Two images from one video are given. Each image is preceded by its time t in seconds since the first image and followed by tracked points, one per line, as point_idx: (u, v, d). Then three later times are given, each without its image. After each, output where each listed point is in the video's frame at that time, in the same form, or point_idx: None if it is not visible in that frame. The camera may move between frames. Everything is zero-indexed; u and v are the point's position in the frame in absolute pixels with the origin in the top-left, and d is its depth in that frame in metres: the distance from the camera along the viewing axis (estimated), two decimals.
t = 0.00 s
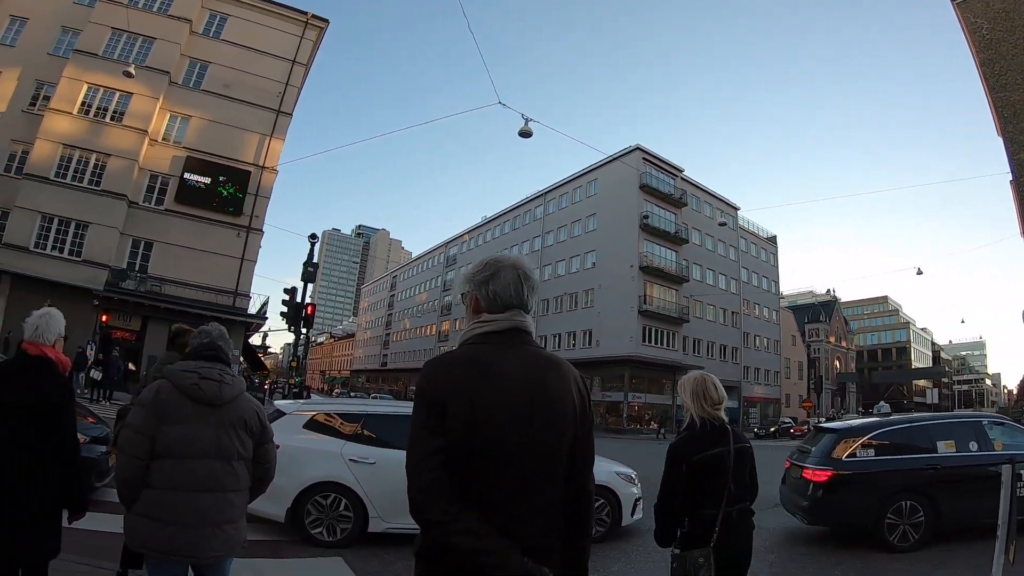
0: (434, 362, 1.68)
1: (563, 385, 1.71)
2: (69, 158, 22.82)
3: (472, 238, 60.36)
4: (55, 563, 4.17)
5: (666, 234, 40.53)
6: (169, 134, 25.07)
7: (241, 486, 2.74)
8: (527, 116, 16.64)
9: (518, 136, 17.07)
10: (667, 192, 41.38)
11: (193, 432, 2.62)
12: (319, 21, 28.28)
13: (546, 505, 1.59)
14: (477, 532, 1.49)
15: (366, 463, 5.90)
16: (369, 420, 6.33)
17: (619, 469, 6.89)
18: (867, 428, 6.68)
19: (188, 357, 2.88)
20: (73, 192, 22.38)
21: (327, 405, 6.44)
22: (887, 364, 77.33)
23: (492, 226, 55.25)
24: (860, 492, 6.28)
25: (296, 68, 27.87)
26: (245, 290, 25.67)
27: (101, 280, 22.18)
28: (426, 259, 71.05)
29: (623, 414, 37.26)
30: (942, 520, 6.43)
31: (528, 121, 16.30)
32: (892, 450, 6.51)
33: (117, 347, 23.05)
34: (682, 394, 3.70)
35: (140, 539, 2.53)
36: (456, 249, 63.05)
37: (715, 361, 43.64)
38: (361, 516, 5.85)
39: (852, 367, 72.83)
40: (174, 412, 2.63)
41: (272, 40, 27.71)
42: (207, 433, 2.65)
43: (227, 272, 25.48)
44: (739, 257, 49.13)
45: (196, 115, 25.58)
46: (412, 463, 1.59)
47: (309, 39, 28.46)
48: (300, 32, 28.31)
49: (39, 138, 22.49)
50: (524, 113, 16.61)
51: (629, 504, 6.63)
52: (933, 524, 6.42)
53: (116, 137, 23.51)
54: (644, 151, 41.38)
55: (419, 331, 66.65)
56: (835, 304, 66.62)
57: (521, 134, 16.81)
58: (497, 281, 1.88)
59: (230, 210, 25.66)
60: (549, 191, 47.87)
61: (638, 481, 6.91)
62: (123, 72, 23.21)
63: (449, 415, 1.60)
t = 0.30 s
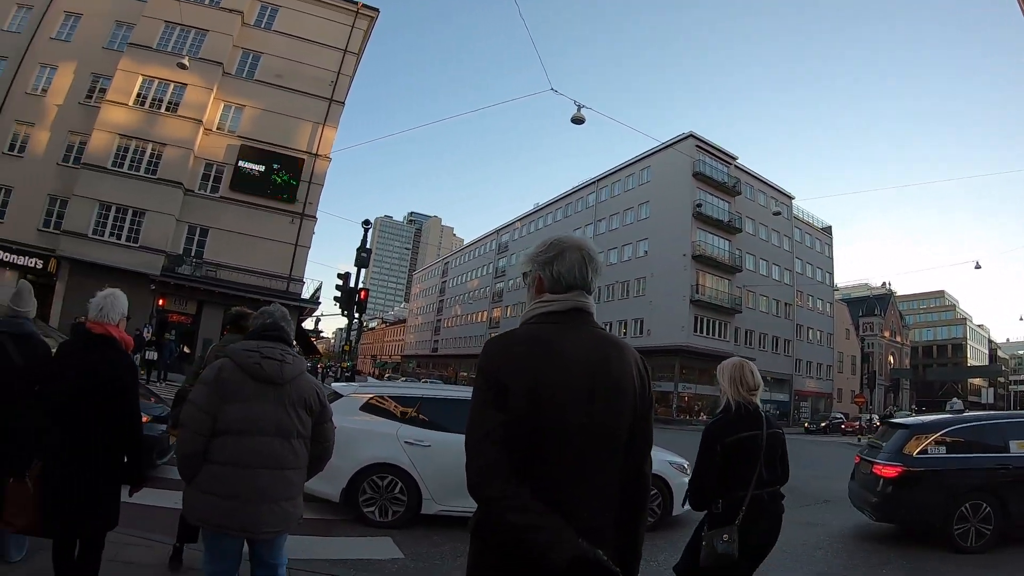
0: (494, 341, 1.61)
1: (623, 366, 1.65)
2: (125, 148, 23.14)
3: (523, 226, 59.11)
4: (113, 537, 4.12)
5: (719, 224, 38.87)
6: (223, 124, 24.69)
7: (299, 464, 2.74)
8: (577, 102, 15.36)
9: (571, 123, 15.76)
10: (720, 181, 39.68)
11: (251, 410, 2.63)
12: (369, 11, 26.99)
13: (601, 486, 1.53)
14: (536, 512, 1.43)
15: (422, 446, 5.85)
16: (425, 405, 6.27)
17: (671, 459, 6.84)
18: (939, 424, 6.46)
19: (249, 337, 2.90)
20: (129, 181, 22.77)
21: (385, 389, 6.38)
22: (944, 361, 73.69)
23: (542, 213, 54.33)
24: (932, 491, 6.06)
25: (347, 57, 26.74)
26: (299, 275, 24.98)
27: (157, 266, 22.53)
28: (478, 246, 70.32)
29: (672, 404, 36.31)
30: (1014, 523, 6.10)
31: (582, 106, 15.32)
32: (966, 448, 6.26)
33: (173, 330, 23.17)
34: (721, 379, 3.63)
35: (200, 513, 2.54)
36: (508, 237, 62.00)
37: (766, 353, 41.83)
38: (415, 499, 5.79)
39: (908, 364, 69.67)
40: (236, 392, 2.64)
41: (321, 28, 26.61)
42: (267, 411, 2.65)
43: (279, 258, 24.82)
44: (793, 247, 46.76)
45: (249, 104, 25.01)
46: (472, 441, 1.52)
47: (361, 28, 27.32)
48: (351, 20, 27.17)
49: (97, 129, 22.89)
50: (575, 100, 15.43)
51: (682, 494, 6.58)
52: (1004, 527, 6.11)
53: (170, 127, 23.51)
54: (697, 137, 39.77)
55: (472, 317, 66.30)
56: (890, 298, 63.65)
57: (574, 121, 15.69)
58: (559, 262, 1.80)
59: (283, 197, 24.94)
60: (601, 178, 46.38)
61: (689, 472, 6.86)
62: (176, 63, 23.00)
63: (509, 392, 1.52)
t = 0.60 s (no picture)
0: (569, 316, 1.60)
1: (698, 344, 1.63)
2: (187, 137, 23.06)
3: (580, 212, 56.62)
4: (177, 508, 4.02)
5: (782, 211, 35.92)
6: (283, 112, 24.33)
7: (371, 440, 2.72)
8: (639, 85, 14.48)
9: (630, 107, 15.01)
10: (783, 166, 36.49)
11: (326, 386, 2.61)
12: None
13: (673, 461, 1.53)
14: (611, 485, 1.44)
15: (489, 429, 5.52)
16: (492, 388, 5.92)
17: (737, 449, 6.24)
18: None
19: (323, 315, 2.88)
20: (193, 169, 22.71)
21: (455, 370, 6.09)
22: (1012, 356, 70.24)
23: (600, 200, 52.35)
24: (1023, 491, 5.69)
25: (404, 45, 25.82)
26: (359, 259, 24.66)
27: (219, 251, 22.53)
28: (535, 230, 68.36)
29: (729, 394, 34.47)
30: None
31: (641, 92, 14.45)
32: None
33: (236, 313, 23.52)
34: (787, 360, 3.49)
35: (272, 486, 2.56)
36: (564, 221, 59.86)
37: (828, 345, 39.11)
38: (483, 481, 5.45)
39: (972, 360, 66.60)
40: (311, 370, 2.61)
41: (378, 16, 25.79)
42: (342, 389, 2.62)
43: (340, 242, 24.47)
44: (855, 236, 43.70)
45: (308, 92, 24.56)
46: (549, 414, 1.51)
47: (417, 16, 26.27)
48: (408, 8, 26.13)
49: (159, 119, 22.89)
50: (637, 84, 14.46)
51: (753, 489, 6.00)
52: None
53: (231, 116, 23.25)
54: (760, 121, 36.71)
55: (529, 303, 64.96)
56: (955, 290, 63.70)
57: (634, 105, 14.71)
58: (638, 240, 1.77)
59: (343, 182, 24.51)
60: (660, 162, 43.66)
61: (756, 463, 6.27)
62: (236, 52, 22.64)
63: (588, 366, 1.52)
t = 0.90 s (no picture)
0: (634, 303, 1.63)
1: (758, 332, 1.67)
2: (234, 134, 22.82)
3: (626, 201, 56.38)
4: (232, 495, 4.06)
5: (831, 198, 34.75)
6: (328, 107, 23.85)
7: (432, 429, 2.78)
8: (684, 71, 14.08)
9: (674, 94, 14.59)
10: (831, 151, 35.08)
11: (389, 376, 2.66)
12: None
13: (734, 450, 1.57)
14: (669, 472, 1.47)
15: (551, 420, 5.43)
16: (553, 378, 5.82)
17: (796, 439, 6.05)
18: None
19: (385, 307, 2.95)
20: (241, 165, 22.50)
21: (514, 361, 5.98)
22: None
23: (647, 187, 51.35)
24: None
25: (448, 37, 24.91)
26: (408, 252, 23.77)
27: (269, 245, 22.27)
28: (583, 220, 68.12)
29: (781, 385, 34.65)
30: None
31: (689, 78, 13.93)
32: None
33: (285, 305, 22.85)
34: (843, 347, 3.47)
35: (332, 474, 2.61)
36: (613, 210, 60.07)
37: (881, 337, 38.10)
38: (543, 473, 5.37)
39: None
40: (375, 360, 2.67)
41: (421, 10, 24.89)
42: (405, 378, 2.69)
43: (387, 233, 23.71)
44: (908, 223, 42.69)
45: (355, 85, 23.99)
46: (614, 397, 1.54)
47: (460, 8, 25.25)
48: None
49: (207, 116, 22.68)
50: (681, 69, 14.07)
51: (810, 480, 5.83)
52: None
53: (277, 112, 22.95)
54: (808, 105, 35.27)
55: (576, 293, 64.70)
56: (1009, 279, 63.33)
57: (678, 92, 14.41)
58: (708, 227, 1.79)
59: (391, 174, 23.70)
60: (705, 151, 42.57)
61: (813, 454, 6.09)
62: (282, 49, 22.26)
63: (651, 352, 1.56)
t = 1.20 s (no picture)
0: (683, 294, 1.64)
1: (807, 324, 1.69)
2: (267, 135, 22.67)
3: (660, 194, 56.28)
4: (271, 490, 4.11)
5: (867, 186, 34.30)
6: (360, 104, 23.57)
7: (467, 420, 2.86)
8: (715, 60, 13.79)
9: (706, 84, 14.31)
10: (866, 140, 34.78)
11: (426, 369, 2.73)
12: None
13: (783, 444, 1.59)
14: (719, 467, 1.48)
15: (599, 415, 5.41)
16: (599, 372, 5.79)
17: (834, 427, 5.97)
18: None
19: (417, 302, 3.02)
20: (274, 164, 22.33)
21: (562, 355, 5.95)
22: None
23: (680, 179, 51.25)
24: None
25: (477, 32, 24.43)
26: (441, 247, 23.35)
27: (304, 242, 21.96)
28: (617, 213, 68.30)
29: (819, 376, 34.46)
30: None
31: (719, 67, 13.74)
32: None
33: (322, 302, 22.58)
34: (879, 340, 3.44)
35: (374, 466, 2.68)
36: (646, 203, 59.86)
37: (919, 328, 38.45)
38: (592, 468, 5.35)
39: None
40: (411, 353, 2.75)
41: (449, 6, 24.47)
42: (439, 370, 2.76)
43: (421, 229, 23.19)
44: (944, 212, 42.39)
45: (385, 83, 23.58)
46: (666, 390, 1.54)
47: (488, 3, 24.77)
48: None
49: (240, 118, 22.54)
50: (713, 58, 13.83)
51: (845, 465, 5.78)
52: None
53: (309, 111, 22.75)
54: (842, 93, 34.99)
55: (611, 286, 64.68)
56: None
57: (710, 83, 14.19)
58: (755, 221, 1.80)
59: (424, 170, 23.31)
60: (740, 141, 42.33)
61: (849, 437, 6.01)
62: (312, 49, 22.03)
63: (701, 343, 1.57)
